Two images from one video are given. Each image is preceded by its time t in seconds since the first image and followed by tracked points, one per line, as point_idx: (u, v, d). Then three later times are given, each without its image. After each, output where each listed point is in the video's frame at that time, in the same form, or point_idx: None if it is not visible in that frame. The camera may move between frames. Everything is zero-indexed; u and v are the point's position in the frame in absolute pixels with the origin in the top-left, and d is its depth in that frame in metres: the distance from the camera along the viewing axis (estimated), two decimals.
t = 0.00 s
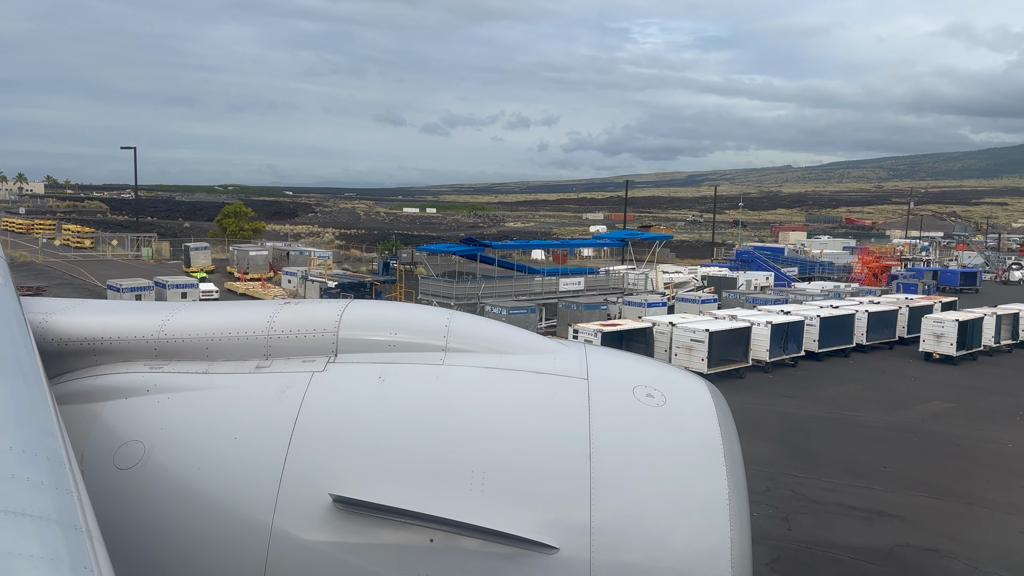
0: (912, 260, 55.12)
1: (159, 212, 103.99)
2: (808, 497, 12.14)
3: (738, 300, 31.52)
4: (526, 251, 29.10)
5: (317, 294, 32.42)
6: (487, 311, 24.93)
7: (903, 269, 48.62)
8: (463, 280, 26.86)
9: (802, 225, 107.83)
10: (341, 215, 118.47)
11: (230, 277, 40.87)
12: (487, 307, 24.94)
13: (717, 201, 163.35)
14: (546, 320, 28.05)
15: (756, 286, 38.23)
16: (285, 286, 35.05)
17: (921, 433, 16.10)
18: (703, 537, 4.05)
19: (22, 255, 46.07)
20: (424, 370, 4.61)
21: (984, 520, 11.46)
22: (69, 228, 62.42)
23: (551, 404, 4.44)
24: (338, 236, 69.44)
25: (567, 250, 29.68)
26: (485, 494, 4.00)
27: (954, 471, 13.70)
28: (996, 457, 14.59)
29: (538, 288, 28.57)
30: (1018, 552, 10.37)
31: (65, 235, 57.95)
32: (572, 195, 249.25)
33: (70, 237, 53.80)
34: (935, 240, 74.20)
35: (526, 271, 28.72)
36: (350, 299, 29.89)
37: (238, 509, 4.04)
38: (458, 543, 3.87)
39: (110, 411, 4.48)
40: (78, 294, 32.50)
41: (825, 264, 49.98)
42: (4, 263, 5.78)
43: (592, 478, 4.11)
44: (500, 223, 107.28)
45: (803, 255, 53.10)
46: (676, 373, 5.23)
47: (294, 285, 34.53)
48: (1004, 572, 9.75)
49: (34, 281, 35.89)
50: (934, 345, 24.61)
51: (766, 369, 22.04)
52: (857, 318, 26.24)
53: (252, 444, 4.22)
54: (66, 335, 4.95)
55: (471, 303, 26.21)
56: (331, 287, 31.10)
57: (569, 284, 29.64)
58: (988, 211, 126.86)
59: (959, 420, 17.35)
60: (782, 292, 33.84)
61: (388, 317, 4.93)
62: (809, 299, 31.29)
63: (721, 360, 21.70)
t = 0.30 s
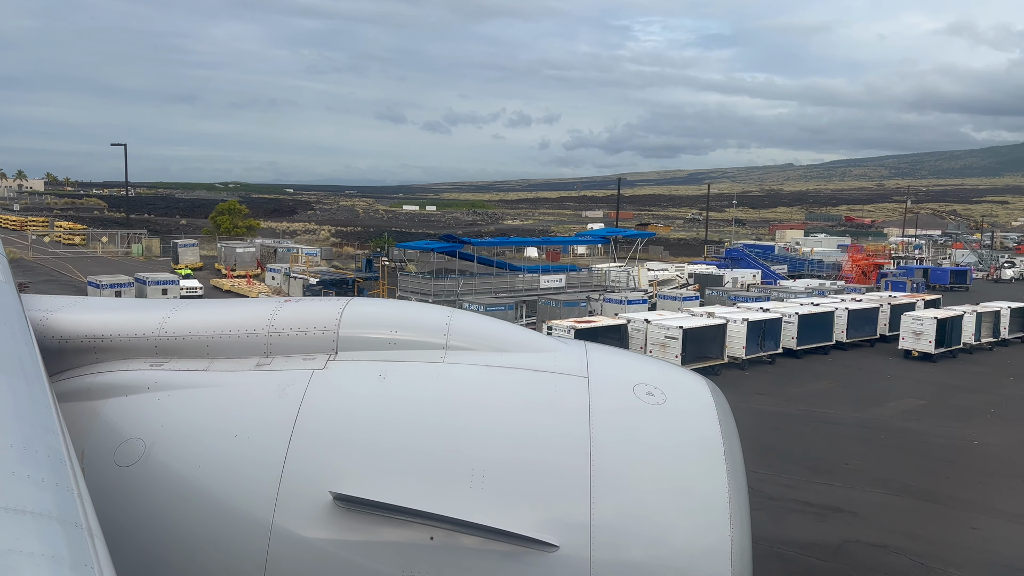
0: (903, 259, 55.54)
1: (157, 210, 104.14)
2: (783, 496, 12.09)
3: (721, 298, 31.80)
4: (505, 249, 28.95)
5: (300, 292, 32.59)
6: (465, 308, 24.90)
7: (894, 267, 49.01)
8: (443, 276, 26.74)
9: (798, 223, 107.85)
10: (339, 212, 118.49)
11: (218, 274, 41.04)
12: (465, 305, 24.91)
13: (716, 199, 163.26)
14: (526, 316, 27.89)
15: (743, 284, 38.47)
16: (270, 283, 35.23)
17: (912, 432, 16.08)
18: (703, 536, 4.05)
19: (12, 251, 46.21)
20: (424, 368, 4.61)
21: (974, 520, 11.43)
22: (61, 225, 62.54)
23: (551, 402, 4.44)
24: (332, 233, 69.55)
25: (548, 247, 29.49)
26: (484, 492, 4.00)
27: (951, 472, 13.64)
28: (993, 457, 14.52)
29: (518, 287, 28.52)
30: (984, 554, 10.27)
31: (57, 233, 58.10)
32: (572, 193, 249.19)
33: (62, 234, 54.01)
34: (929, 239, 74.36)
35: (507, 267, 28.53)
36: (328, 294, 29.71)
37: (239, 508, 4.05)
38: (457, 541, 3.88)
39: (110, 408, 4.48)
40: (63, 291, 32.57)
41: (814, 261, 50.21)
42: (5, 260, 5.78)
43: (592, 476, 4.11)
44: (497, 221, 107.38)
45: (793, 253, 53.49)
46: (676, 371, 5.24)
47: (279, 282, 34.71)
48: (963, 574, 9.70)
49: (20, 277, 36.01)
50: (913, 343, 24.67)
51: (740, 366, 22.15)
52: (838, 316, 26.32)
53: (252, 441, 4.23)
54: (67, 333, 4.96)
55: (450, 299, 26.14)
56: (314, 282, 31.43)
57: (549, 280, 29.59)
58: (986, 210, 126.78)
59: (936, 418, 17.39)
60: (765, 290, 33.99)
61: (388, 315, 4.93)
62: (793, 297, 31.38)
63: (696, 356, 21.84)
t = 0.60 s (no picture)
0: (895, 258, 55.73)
1: (155, 207, 104.49)
2: (780, 494, 12.09)
3: (702, 295, 32.21)
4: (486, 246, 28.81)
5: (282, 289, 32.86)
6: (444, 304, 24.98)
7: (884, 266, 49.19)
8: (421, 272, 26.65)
9: (794, 221, 107.90)
10: (339, 210, 118.69)
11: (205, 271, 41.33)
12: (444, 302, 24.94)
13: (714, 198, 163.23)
14: (504, 312, 28.30)
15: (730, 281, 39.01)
16: (254, 281, 35.59)
17: (909, 431, 15.99)
18: (702, 535, 4.05)
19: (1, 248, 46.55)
20: (424, 366, 4.62)
21: (968, 521, 11.34)
22: (54, 222, 63.04)
23: (552, 400, 4.44)
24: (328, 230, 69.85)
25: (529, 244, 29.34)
26: (484, 490, 4.01)
27: (955, 472, 13.51)
28: (999, 460, 14.29)
29: (499, 283, 28.44)
30: (959, 555, 10.16)
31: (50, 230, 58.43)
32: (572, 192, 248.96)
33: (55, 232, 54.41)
34: (924, 237, 74.35)
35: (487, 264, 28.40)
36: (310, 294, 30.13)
37: (240, 507, 4.05)
38: (456, 538, 3.89)
39: (111, 406, 4.49)
40: (48, 287, 32.81)
41: (804, 259, 50.90)
42: (6, 257, 5.80)
43: (592, 476, 4.11)
44: (494, 218, 108.43)
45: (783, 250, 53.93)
46: (677, 369, 5.23)
47: (262, 280, 35.01)
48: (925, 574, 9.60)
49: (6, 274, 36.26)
50: (892, 340, 24.70)
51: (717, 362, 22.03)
52: (817, 313, 26.27)
53: (252, 439, 4.23)
54: (68, 331, 4.97)
55: (429, 296, 26.10)
56: (296, 279, 31.79)
57: (530, 277, 29.47)
58: (984, 208, 126.64)
59: (913, 415, 17.42)
60: (749, 288, 34.20)
61: (388, 314, 4.93)
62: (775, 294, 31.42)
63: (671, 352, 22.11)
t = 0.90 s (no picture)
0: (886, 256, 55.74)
1: (154, 205, 104.67)
2: (775, 492, 12.06)
3: (685, 293, 32.81)
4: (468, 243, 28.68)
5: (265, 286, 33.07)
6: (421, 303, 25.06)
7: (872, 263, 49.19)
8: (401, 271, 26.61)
9: (790, 219, 107.99)
10: (338, 208, 118.70)
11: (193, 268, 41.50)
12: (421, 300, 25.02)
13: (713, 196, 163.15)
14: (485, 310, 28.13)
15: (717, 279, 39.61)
16: (239, 278, 35.76)
17: (903, 430, 15.95)
18: (703, 533, 4.05)
19: None
20: (424, 364, 4.61)
21: (960, 520, 11.30)
22: (47, 220, 63.25)
23: (553, 399, 4.44)
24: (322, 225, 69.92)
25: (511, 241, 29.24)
26: (485, 487, 4.01)
27: (955, 472, 13.42)
28: (1001, 461, 14.14)
29: (481, 280, 28.25)
30: (958, 555, 10.12)
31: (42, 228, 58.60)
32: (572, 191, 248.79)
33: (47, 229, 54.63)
34: (919, 236, 74.35)
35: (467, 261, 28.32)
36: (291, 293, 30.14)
37: (242, 505, 4.05)
38: (456, 536, 3.88)
39: (111, 403, 4.49)
40: (34, 284, 32.92)
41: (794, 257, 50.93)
42: (6, 254, 5.80)
43: (593, 474, 4.11)
44: (493, 217, 108.53)
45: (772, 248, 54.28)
46: (678, 367, 5.23)
47: (246, 277, 35.15)
48: None
49: None
50: (872, 338, 24.72)
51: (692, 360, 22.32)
52: (797, 311, 26.27)
53: (254, 437, 4.23)
54: (69, 329, 4.97)
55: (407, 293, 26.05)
56: (278, 276, 31.90)
57: (511, 275, 29.24)
58: (983, 206, 126.52)
59: (891, 412, 17.45)
60: (732, 285, 34.39)
61: (389, 312, 4.93)
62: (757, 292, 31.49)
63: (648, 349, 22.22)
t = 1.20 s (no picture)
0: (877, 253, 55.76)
1: (151, 204, 104.78)
2: (767, 491, 12.04)
3: (667, 291, 32.84)
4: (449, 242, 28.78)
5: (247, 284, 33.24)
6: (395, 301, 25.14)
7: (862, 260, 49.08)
8: (377, 268, 26.62)
9: (786, 217, 108.05)
10: (336, 207, 118.73)
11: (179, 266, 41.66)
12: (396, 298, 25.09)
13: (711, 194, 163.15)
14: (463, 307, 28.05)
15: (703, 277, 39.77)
16: (223, 276, 35.90)
17: (898, 428, 15.93)
18: (702, 532, 4.05)
19: None
20: (425, 363, 4.61)
21: (941, 519, 11.23)
22: (39, 218, 63.42)
23: (554, 397, 4.44)
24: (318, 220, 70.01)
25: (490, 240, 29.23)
26: (486, 486, 4.01)
27: (951, 474, 13.25)
28: (1002, 462, 13.87)
29: (461, 279, 28.41)
30: (957, 554, 10.10)
31: (34, 226, 58.83)
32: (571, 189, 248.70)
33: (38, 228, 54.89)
34: (913, 234, 74.35)
35: (444, 259, 28.29)
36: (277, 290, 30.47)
37: (244, 504, 4.06)
38: (457, 534, 3.89)
39: (112, 402, 4.50)
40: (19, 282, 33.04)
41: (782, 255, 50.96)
42: (6, 252, 5.81)
43: (594, 472, 4.11)
44: (489, 215, 108.65)
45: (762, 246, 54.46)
46: (678, 366, 5.22)
47: (229, 275, 35.29)
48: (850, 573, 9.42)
49: None
50: (850, 335, 24.68)
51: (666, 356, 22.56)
52: (777, 308, 26.26)
53: (255, 436, 4.23)
54: (69, 328, 4.97)
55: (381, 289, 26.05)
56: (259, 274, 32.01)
57: (490, 274, 29.22)
58: (982, 204, 126.21)
59: (867, 408, 17.46)
60: (715, 283, 34.43)
61: (389, 311, 4.93)
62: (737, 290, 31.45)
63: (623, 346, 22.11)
